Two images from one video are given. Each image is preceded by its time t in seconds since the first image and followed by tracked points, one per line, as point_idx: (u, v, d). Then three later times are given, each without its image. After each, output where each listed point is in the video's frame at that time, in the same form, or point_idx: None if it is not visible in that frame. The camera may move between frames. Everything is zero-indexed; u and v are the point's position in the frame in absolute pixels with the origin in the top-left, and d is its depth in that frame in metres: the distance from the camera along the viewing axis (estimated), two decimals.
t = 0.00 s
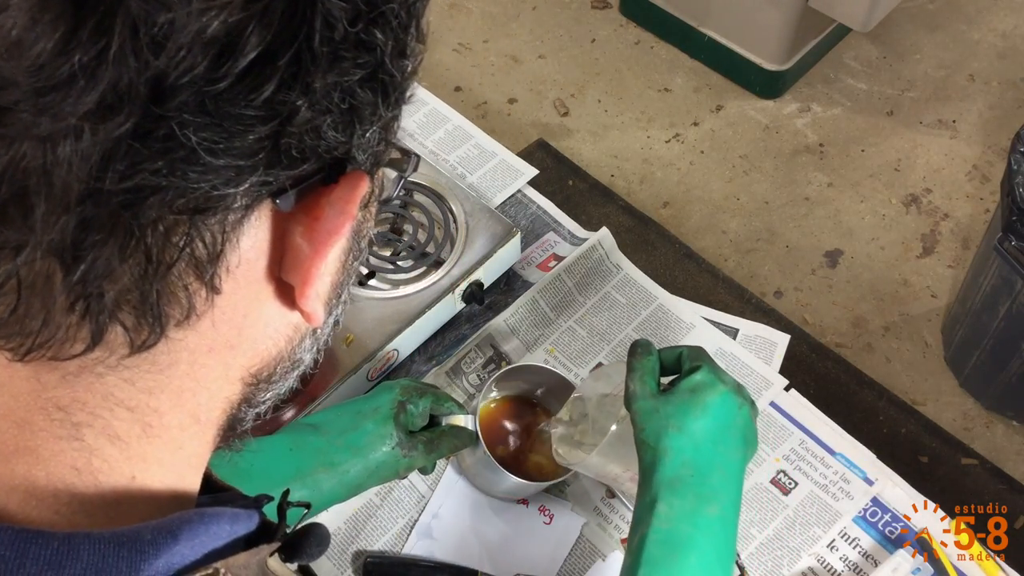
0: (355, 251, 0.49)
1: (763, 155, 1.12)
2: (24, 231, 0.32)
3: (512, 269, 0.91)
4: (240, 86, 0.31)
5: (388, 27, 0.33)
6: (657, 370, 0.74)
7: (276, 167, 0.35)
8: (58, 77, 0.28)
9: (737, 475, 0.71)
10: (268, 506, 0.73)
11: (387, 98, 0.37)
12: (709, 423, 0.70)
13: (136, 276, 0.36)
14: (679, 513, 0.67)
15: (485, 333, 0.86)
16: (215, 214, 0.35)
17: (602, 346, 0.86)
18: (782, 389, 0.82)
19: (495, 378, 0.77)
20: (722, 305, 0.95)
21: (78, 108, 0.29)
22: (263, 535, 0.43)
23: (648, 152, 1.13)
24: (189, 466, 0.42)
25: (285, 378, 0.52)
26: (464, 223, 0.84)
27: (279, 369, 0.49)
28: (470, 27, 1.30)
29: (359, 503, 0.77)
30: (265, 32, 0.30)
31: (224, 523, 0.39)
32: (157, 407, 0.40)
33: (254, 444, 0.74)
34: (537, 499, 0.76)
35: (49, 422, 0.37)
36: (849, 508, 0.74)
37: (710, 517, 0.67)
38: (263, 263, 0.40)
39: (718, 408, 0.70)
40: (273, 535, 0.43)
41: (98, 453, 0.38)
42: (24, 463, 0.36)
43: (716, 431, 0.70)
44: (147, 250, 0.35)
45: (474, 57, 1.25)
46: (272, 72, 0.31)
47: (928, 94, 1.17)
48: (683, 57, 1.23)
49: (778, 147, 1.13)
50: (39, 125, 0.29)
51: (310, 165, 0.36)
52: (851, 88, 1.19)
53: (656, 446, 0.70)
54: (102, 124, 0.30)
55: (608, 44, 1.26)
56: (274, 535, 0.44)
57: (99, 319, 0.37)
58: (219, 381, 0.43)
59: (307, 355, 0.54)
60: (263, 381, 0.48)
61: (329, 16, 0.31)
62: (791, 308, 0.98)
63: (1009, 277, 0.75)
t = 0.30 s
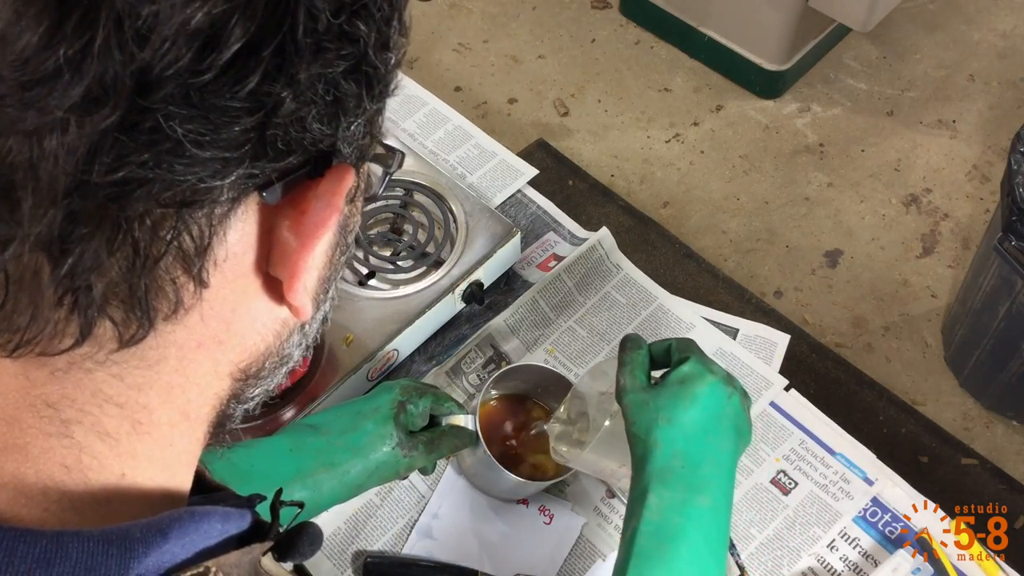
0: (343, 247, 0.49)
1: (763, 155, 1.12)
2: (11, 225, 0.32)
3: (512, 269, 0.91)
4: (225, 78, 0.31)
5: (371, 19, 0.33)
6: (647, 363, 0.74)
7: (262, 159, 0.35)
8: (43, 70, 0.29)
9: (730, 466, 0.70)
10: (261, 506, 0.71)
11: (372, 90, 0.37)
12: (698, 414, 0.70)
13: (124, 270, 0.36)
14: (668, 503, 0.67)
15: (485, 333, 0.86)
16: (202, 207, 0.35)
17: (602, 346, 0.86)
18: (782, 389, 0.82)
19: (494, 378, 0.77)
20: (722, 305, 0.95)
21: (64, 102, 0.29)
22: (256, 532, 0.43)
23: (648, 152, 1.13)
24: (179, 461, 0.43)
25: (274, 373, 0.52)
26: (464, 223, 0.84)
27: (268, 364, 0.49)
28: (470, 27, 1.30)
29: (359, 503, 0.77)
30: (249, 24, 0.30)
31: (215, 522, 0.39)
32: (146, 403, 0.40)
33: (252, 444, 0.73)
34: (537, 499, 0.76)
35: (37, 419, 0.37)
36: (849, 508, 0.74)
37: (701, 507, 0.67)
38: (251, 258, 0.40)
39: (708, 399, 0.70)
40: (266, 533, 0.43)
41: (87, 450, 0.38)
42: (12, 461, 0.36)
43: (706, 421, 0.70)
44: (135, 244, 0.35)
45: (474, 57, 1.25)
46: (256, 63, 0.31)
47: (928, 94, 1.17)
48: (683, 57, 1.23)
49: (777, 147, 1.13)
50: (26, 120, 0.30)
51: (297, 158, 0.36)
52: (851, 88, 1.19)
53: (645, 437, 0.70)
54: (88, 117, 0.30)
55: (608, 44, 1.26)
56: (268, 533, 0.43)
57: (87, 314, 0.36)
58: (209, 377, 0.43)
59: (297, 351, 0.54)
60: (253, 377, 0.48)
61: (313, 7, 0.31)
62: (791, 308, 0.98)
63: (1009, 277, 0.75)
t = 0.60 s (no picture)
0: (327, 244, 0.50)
1: (763, 155, 1.12)
2: None
3: (512, 269, 0.91)
4: (208, 70, 0.31)
5: (352, 11, 0.34)
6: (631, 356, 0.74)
7: (246, 152, 0.35)
8: (26, 65, 0.28)
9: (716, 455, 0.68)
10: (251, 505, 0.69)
11: (354, 83, 0.37)
12: (681, 403, 0.68)
13: (110, 265, 0.35)
14: (650, 494, 0.65)
15: (485, 333, 0.86)
16: (186, 200, 0.35)
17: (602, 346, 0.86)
18: (783, 389, 0.82)
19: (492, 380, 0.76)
20: (722, 306, 0.94)
21: (47, 96, 0.29)
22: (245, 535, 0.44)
23: (648, 152, 1.13)
24: (167, 462, 0.43)
25: (262, 371, 0.52)
26: (464, 223, 0.84)
27: (257, 361, 0.50)
28: (470, 27, 1.30)
29: (359, 503, 0.77)
30: (230, 16, 0.30)
31: (202, 523, 0.39)
32: (133, 401, 0.40)
33: (251, 448, 0.72)
34: (537, 499, 0.76)
35: (24, 417, 0.36)
36: (849, 508, 0.74)
37: (684, 497, 0.65)
38: (236, 250, 0.40)
39: (690, 387, 0.68)
40: (258, 534, 0.44)
41: (75, 448, 0.38)
42: None
43: (688, 412, 0.68)
44: (120, 238, 0.34)
45: (474, 57, 1.25)
46: (238, 56, 0.31)
47: (928, 94, 1.17)
48: (683, 57, 1.23)
49: (778, 147, 1.13)
50: (9, 115, 0.29)
51: (280, 151, 0.36)
52: (851, 88, 1.19)
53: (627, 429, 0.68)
54: (72, 110, 0.29)
55: (608, 44, 1.26)
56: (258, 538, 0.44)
57: (75, 310, 0.36)
58: (196, 373, 0.43)
59: (285, 348, 0.54)
60: (241, 373, 0.48)
61: None
62: (791, 308, 0.98)
63: (1009, 277, 0.75)
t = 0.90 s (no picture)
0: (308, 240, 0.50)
1: (763, 155, 1.12)
2: None
3: (512, 269, 0.91)
4: (175, 64, 0.31)
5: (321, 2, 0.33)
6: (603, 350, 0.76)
7: (216, 146, 0.35)
8: None
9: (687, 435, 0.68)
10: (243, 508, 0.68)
11: (325, 75, 0.37)
12: (647, 383, 0.69)
13: (84, 261, 0.35)
14: (620, 473, 0.64)
15: (485, 333, 0.86)
16: (159, 196, 0.35)
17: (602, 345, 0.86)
18: (782, 389, 0.82)
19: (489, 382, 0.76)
20: (722, 305, 0.94)
21: (14, 93, 0.28)
22: (230, 539, 0.42)
23: (648, 152, 1.13)
24: (146, 461, 0.44)
25: (243, 369, 0.53)
26: (464, 223, 0.84)
27: (235, 358, 0.50)
28: (470, 27, 1.30)
29: (359, 503, 0.77)
30: (197, 9, 0.30)
31: (184, 525, 0.39)
32: (111, 401, 0.40)
33: (250, 452, 0.72)
34: (537, 499, 0.76)
35: None
36: (849, 507, 0.74)
37: (653, 474, 0.64)
38: (211, 246, 0.40)
39: (655, 368, 0.70)
40: (243, 537, 0.43)
41: (51, 450, 0.39)
42: None
43: (653, 391, 0.69)
44: (93, 234, 0.34)
45: (474, 57, 1.25)
46: (206, 49, 0.31)
47: (928, 94, 1.17)
48: (683, 57, 1.24)
49: (777, 147, 1.13)
50: None
51: (251, 145, 0.36)
52: (852, 88, 1.19)
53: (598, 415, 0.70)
54: (40, 106, 0.29)
55: (608, 44, 1.26)
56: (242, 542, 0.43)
57: (48, 307, 0.36)
58: (173, 371, 0.44)
59: (265, 346, 0.55)
60: (218, 369, 0.49)
61: None
62: (791, 308, 0.98)
63: (1009, 277, 0.75)
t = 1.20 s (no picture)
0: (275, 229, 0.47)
1: (763, 155, 1.12)
2: None
3: (512, 269, 0.91)
4: (123, 52, 0.30)
5: None
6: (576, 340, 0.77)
7: (171, 135, 0.33)
8: None
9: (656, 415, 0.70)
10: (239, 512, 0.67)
11: (281, 62, 0.35)
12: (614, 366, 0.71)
13: (38, 250, 0.34)
14: (592, 456, 0.65)
15: (485, 333, 0.86)
16: (115, 186, 0.34)
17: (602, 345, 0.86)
18: (782, 389, 0.82)
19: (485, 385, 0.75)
20: (722, 305, 0.94)
21: None
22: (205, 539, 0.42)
23: (648, 152, 1.13)
24: (113, 459, 0.41)
25: (212, 364, 0.50)
26: (464, 223, 0.84)
27: (203, 349, 0.48)
28: (470, 26, 1.30)
29: (359, 504, 0.77)
30: None
31: (153, 522, 0.38)
32: (76, 396, 0.38)
33: (249, 456, 0.71)
34: (537, 499, 0.76)
35: None
36: (849, 507, 0.74)
37: (625, 454, 0.64)
38: (170, 240, 0.38)
39: (620, 351, 0.72)
40: (218, 536, 0.43)
41: (14, 445, 0.36)
42: None
43: (623, 376, 0.70)
44: (46, 225, 0.33)
45: (474, 57, 1.25)
46: (152, 34, 0.30)
47: (928, 94, 1.17)
48: (683, 57, 1.24)
49: (778, 147, 1.13)
50: None
51: (207, 133, 0.34)
52: (851, 88, 1.19)
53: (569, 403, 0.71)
54: None
55: (608, 44, 1.26)
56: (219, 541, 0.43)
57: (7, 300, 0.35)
58: (141, 365, 0.41)
59: (235, 338, 0.52)
60: (186, 364, 0.46)
61: None
62: (791, 308, 0.98)
63: (1010, 278, 0.75)
